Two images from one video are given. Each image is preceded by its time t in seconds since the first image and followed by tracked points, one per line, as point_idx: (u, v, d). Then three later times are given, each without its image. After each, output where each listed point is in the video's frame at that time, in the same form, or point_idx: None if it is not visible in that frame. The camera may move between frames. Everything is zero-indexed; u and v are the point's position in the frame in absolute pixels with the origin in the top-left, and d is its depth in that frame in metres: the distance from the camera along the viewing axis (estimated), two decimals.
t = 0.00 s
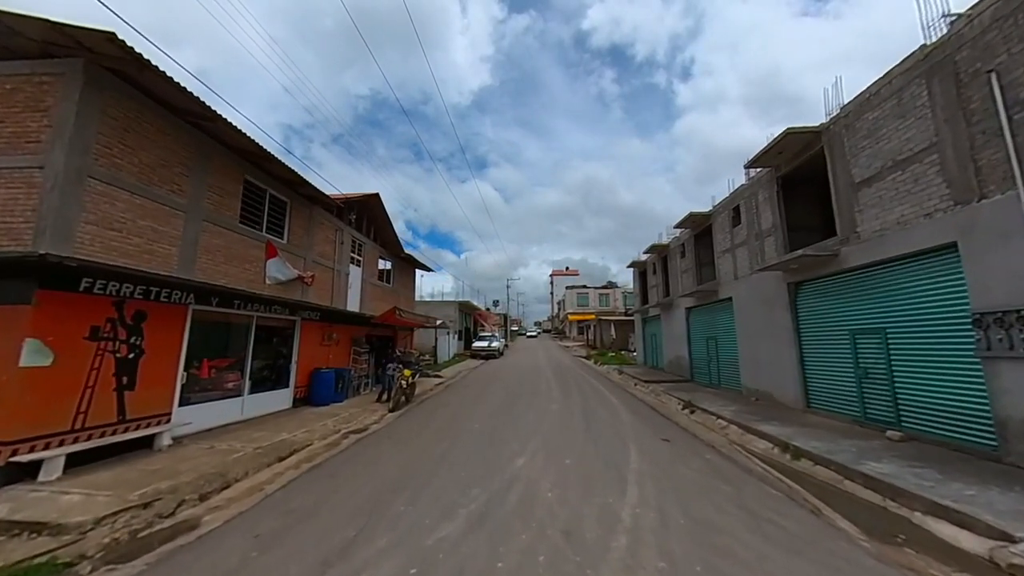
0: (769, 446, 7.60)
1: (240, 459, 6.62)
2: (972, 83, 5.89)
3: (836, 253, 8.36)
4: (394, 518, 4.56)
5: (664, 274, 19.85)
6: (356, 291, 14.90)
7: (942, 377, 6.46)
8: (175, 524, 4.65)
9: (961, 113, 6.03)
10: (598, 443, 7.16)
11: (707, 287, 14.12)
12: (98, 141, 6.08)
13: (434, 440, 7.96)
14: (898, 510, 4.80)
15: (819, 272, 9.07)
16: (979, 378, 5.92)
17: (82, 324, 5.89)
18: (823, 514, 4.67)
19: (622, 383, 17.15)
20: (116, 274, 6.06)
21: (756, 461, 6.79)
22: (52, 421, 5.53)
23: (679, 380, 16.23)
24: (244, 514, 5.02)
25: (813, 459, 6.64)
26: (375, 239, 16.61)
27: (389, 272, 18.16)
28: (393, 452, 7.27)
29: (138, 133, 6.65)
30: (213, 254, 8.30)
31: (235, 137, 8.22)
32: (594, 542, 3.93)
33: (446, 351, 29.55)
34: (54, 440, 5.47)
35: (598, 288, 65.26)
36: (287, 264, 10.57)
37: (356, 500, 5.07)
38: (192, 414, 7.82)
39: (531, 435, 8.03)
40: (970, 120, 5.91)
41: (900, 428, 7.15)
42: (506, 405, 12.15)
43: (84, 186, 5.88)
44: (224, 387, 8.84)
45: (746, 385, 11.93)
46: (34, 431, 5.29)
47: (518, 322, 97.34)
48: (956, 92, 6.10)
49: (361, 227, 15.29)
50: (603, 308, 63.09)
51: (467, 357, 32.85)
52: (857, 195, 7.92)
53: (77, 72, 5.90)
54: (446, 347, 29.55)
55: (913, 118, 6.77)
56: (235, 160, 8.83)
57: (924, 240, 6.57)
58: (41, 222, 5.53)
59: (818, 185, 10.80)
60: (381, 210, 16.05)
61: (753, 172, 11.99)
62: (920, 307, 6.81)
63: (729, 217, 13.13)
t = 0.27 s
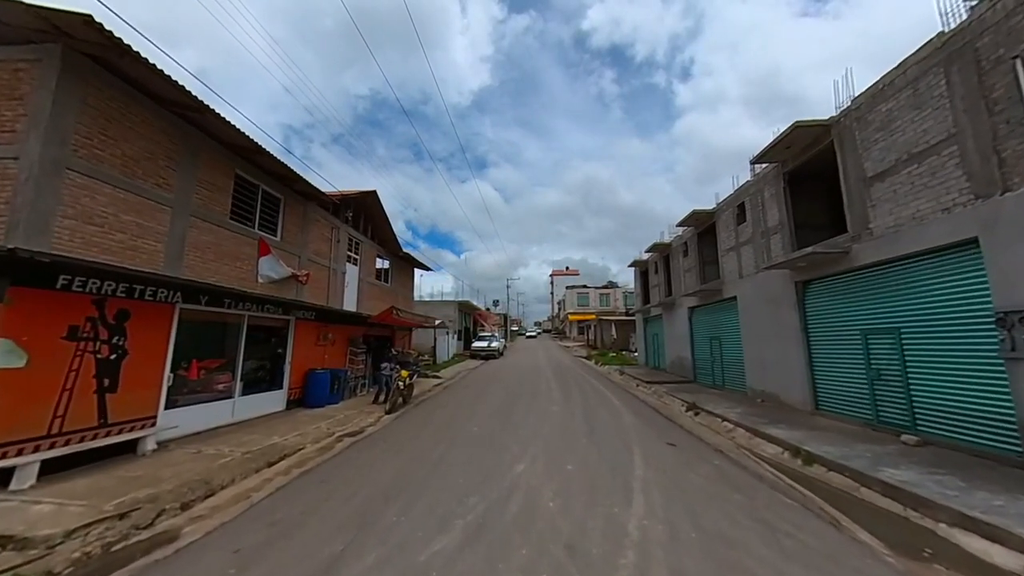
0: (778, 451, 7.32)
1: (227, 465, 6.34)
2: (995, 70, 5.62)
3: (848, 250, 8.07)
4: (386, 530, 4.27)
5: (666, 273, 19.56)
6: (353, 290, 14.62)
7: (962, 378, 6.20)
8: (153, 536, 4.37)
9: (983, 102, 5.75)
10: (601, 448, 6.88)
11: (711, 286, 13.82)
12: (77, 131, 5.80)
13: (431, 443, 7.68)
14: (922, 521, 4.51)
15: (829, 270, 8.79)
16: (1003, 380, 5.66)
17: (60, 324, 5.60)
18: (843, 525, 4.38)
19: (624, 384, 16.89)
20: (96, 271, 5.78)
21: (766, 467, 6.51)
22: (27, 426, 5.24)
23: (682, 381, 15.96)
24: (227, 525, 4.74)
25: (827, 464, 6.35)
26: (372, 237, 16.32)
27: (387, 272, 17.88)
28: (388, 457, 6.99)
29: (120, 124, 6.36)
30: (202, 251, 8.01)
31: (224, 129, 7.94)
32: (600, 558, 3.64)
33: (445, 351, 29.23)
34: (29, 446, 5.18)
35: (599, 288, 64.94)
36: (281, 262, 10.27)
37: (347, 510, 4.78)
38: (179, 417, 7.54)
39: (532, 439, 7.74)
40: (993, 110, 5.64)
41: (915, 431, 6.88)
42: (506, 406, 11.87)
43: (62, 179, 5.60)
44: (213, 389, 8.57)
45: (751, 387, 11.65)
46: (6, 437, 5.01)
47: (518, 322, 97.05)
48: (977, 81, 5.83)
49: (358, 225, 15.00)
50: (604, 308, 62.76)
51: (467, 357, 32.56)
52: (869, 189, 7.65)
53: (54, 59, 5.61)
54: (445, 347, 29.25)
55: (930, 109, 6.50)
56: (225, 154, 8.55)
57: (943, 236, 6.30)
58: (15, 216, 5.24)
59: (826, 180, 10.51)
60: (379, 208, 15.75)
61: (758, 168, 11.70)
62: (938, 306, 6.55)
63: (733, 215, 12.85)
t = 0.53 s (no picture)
0: (790, 456, 7.03)
1: (213, 471, 6.04)
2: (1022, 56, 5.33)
3: (860, 246, 7.78)
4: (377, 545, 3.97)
5: (668, 272, 19.25)
6: (349, 290, 14.32)
7: (985, 380, 5.91)
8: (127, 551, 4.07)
9: (1009, 90, 5.47)
10: (606, 454, 6.57)
11: (715, 285, 13.53)
12: (53, 121, 5.50)
13: (428, 448, 7.38)
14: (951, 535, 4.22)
15: (840, 267, 8.48)
16: None
17: (34, 323, 5.31)
18: (867, 540, 4.08)
19: (626, 386, 16.59)
20: (75, 268, 5.49)
21: (778, 474, 6.21)
22: None
23: (685, 383, 15.65)
24: (208, 537, 4.44)
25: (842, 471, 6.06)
26: (369, 235, 16.02)
27: (385, 271, 17.58)
28: (382, 463, 6.69)
29: (100, 114, 6.07)
30: (191, 248, 7.72)
31: (213, 121, 7.65)
32: None
33: (445, 351, 28.93)
34: None
35: (599, 287, 64.62)
36: (274, 260, 9.97)
37: (336, 522, 4.49)
38: (165, 421, 7.23)
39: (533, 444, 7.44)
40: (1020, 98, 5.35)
41: (934, 435, 6.59)
42: (506, 409, 11.55)
43: (37, 170, 5.31)
44: (203, 391, 8.25)
45: (758, 389, 11.34)
46: None
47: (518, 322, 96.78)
48: (1003, 67, 5.54)
49: (355, 223, 14.71)
50: (604, 308, 62.42)
51: (466, 357, 32.24)
52: (883, 184, 7.36)
53: (27, 43, 5.30)
54: (445, 347, 28.94)
55: (950, 98, 6.21)
56: (214, 147, 8.25)
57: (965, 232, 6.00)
58: None
59: (835, 176, 10.21)
60: (376, 206, 15.46)
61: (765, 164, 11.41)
62: (960, 305, 6.26)
63: (739, 212, 12.55)
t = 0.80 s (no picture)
0: (805, 463, 6.67)
1: (195, 481, 5.67)
2: None
3: (878, 243, 7.43)
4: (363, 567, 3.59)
5: (671, 271, 18.88)
6: (345, 289, 13.98)
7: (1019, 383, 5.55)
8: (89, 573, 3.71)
9: None
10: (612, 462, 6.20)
11: (721, 284, 13.17)
12: (23, 108, 5.17)
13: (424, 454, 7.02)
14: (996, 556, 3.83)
15: (855, 265, 8.12)
16: None
17: (3, 324, 4.98)
18: (902, 561, 3.72)
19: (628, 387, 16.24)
20: (44, 264, 5.13)
21: (795, 483, 5.85)
22: None
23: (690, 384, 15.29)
24: (181, 556, 4.07)
25: (864, 480, 5.69)
26: (366, 233, 15.67)
27: (382, 269, 17.22)
28: (375, 470, 6.33)
29: (75, 102, 5.73)
30: (176, 244, 7.37)
31: (199, 111, 7.30)
32: None
33: (444, 352, 28.57)
34: None
35: (600, 287, 64.23)
36: (266, 257, 9.62)
37: (320, 539, 4.12)
38: (147, 426, 6.87)
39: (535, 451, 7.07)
40: None
41: (960, 442, 6.25)
42: (506, 411, 11.19)
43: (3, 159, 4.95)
44: (189, 395, 7.91)
45: (767, 391, 10.98)
46: None
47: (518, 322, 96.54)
48: None
49: (351, 221, 14.35)
50: (605, 307, 62.02)
51: (466, 358, 31.88)
52: (901, 176, 7.02)
53: None
54: (444, 347, 28.56)
55: (980, 84, 5.86)
56: (200, 139, 7.90)
57: (995, 226, 5.66)
58: None
59: (848, 170, 9.84)
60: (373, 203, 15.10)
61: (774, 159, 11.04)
62: (990, 304, 5.89)
63: (746, 209, 12.19)
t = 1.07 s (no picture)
0: (825, 473, 6.20)
1: (166, 494, 5.21)
2: None
3: (901, 236, 6.97)
4: None
5: (675, 269, 18.40)
6: (339, 287, 13.52)
7: None
8: None
9: None
10: (619, 472, 5.74)
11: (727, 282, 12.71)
12: None
13: (417, 461, 6.57)
14: None
15: (877, 260, 7.66)
16: None
17: None
18: None
19: (631, 389, 15.77)
20: None
21: (819, 496, 5.38)
22: None
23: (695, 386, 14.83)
24: None
25: (894, 493, 5.23)
26: (361, 230, 15.20)
27: (378, 268, 16.75)
28: (363, 481, 5.87)
29: (36, 83, 5.30)
30: (153, 239, 6.93)
31: (178, 96, 6.85)
32: None
33: (443, 352, 28.10)
34: None
35: (600, 287, 63.76)
36: (253, 254, 9.16)
37: (295, 565, 3.66)
38: (121, 433, 6.44)
39: (536, 459, 6.61)
40: None
41: (996, 450, 5.80)
42: (505, 415, 10.74)
43: None
44: (168, 399, 7.53)
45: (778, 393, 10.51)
46: None
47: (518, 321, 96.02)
48: None
49: (345, 217, 13.89)
50: (605, 307, 61.48)
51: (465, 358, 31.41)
52: (928, 164, 6.58)
53: None
54: (443, 347, 28.06)
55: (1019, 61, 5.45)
56: (181, 127, 7.44)
57: None
58: None
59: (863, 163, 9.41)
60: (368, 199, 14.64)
61: (786, 151, 10.57)
62: None
63: (755, 204, 11.73)
